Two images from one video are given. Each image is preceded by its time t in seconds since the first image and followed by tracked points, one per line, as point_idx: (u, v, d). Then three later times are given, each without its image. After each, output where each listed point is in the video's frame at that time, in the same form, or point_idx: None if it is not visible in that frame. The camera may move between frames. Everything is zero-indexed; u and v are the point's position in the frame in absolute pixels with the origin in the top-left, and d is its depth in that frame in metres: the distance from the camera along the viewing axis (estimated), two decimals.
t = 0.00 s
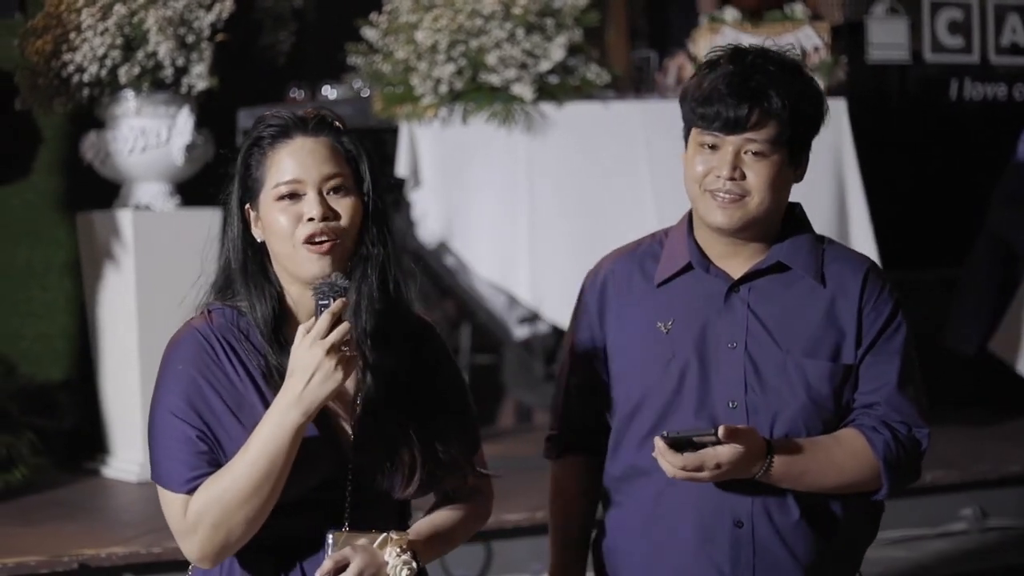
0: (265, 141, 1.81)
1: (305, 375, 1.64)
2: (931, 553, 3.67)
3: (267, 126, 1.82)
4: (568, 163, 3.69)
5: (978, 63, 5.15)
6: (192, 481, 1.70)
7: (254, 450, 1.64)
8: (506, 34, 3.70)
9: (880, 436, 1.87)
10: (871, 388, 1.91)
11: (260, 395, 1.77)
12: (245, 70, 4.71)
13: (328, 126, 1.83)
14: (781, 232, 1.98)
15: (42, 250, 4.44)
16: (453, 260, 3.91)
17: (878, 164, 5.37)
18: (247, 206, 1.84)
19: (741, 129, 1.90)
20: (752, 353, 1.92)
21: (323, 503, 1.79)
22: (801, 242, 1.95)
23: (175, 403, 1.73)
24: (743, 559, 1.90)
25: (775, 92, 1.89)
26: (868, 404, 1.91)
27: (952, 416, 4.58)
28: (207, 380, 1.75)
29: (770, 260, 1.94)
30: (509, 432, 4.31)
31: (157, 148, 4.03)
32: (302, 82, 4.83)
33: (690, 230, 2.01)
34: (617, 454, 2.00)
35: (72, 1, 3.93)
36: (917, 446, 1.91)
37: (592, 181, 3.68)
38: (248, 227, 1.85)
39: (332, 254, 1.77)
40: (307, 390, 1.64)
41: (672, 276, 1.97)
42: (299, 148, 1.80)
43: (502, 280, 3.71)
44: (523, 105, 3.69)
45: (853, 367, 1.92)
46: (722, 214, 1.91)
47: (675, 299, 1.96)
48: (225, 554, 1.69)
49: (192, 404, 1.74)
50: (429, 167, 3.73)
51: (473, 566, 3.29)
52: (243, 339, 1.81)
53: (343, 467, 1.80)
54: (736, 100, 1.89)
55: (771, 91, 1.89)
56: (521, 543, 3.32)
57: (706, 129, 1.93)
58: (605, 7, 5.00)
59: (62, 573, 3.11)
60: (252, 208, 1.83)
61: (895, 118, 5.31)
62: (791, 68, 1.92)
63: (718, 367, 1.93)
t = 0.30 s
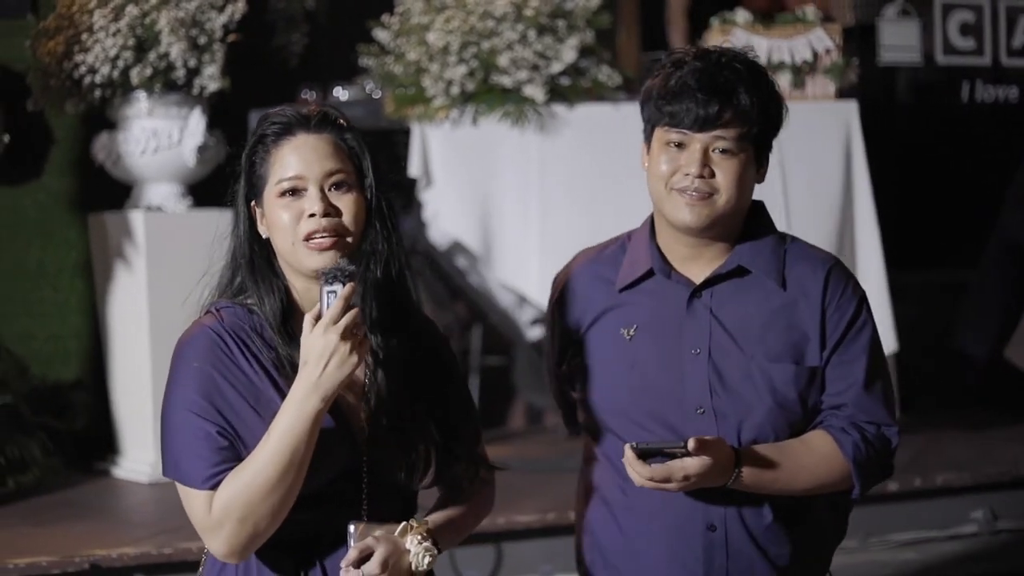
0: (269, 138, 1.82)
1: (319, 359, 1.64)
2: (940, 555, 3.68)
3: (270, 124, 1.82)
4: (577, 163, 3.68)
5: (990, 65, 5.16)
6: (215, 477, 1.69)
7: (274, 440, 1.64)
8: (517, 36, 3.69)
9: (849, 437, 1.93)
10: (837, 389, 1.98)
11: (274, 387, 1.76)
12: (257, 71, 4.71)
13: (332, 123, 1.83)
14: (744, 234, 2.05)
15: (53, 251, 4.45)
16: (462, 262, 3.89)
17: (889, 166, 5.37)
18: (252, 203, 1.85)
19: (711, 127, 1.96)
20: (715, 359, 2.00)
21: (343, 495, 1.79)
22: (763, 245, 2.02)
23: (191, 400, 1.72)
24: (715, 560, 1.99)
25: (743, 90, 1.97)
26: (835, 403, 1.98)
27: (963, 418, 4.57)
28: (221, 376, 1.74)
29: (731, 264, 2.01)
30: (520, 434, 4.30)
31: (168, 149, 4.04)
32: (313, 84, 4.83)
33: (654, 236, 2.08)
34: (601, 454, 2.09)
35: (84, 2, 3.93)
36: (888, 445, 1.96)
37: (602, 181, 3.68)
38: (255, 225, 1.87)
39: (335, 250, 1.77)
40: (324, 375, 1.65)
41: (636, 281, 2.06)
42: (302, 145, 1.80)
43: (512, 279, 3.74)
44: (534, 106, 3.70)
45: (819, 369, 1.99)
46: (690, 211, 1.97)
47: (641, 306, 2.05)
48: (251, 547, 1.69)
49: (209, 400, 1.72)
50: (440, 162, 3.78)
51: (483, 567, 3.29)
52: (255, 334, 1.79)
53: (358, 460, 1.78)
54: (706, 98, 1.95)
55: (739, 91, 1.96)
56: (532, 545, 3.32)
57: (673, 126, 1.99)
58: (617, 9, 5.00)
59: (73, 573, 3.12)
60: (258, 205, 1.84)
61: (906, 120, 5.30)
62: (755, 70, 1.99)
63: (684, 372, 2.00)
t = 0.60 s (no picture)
0: (264, 145, 1.83)
1: (324, 350, 1.64)
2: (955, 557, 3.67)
3: (267, 129, 1.83)
4: (587, 164, 3.70)
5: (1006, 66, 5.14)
6: (216, 470, 1.69)
7: (277, 432, 1.63)
8: (532, 38, 3.70)
9: (823, 436, 1.93)
10: (812, 388, 1.98)
11: (284, 387, 1.77)
12: (273, 73, 4.72)
13: (324, 126, 1.84)
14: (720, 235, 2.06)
15: (69, 252, 4.47)
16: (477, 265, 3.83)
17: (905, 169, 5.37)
18: (253, 212, 1.87)
19: (689, 131, 1.97)
20: (688, 356, 1.99)
21: (358, 488, 1.80)
22: (739, 246, 2.03)
23: (199, 397, 1.73)
24: (687, 558, 1.99)
25: (720, 95, 1.97)
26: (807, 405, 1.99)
27: (979, 420, 4.57)
28: (232, 374, 1.75)
29: (706, 262, 2.02)
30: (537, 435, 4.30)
31: (184, 151, 4.04)
32: (328, 86, 4.83)
33: (628, 237, 2.09)
34: (579, 459, 2.08)
35: (101, 4, 3.95)
36: (863, 444, 1.97)
37: (609, 181, 3.69)
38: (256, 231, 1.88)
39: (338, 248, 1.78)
40: (332, 367, 1.64)
41: (612, 281, 2.06)
42: (297, 147, 1.81)
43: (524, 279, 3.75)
44: (549, 108, 3.71)
45: (792, 367, 1.99)
46: (669, 214, 1.97)
47: (616, 305, 2.05)
48: (253, 539, 1.68)
49: (219, 397, 1.73)
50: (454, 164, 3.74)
51: (498, 569, 3.29)
52: (267, 338, 1.81)
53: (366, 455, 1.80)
54: (685, 101, 1.96)
55: (716, 93, 1.97)
56: (547, 545, 3.32)
57: (652, 129, 1.99)
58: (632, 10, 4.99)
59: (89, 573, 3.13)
60: (259, 211, 1.85)
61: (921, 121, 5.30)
62: (730, 74, 2.00)
63: (656, 370, 2.00)
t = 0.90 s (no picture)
0: (279, 146, 1.83)
1: (356, 365, 1.63)
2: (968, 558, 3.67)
3: (280, 131, 1.83)
4: (600, 165, 3.70)
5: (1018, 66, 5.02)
6: (245, 476, 1.67)
7: (307, 442, 1.63)
8: (546, 39, 3.68)
9: (824, 428, 1.88)
10: (811, 384, 1.92)
11: (305, 385, 1.76)
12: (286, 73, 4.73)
13: (337, 127, 1.84)
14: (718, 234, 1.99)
15: (82, 253, 4.47)
16: (490, 264, 3.86)
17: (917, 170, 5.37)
18: (267, 213, 1.87)
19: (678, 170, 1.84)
20: (689, 352, 1.94)
21: (378, 486, 1.79)
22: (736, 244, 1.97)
23: (222, 401, 1.71)
24: (686, 555, 1.92)
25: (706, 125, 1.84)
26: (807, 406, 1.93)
27: (992, 422, 4.56)
28: (252, 375, 1.73)
29: (706, 261, 1.96)
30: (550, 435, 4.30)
31: (197, 150, 4.04)
32: (341, 86, 4.84)
33: (623, 237, 2.02)
34: (576, 460, 2.00)
35: (114, 4, 3.95)
36: (862, 439, 1.91)
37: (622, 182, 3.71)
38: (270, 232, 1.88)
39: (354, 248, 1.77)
40: (365, 380, 1.63)
41: (610, 281, 2.00)
42: (311, 149, 1.81)
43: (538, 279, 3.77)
44: (563, 109, 3.70)
45: (792, 362, 1.93)
46: (664, 245, 1.89)
47: (613, 305, 1.99)
48: (282, 542, 1.68)
49: (241, 399, 1.71)
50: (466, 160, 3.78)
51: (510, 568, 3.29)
52: (283, 335, 1.80)
53: (381, 455, 1.78)
54: (672, 143, 1.82)
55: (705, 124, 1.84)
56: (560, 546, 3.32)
57: (638, 166, 1.86)
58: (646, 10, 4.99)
59: (103, 573, 3.14)
60: (272, 213, 1.86)
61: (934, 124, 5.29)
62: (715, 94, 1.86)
63: (657, 368, 1.94)
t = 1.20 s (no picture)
0: (292, 144, 1.78)
1: (361, 362, 1.59)
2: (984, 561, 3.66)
3: (293, 131, 1.79)
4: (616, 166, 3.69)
5: None
6: (252, 471, 1.64)
7: (311, 440, 1.59)
8: (560, 40, 3.69)
9: (841, 433, 1.87)
10: (830, 387, 1.92)
11: (318, 382, 1.71)
12: (301, 72, 4.74)
13: (349, 123, 1.78)
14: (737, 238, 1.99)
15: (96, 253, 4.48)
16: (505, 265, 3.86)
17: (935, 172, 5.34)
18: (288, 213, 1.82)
19: (689, 193, 1.84)
20: (708, 357, 1.94)
21: (388, 487, 1.74)
22: (753, 248, 1.98)
23: (233, 395, 1.67)
24: (707, 562, 1.92)
25: (716, 149, 1.83)
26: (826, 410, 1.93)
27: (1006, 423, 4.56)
28: (264, 370, 1.69)
29: (725, 266, 1.96)
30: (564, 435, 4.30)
31: (212, 151, 4.05)
32: (356, 86, 4.85)
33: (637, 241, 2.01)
34: (594, 464, 2.00)
35: (130, 4, 3.96)
36: (879, 443, 1.91)
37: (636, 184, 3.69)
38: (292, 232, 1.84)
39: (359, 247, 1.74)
40: (368, 375, 1.60)
41: (627, 288, 1.99)
42: (321, 149, 1.76)
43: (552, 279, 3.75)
44: (577, 110, 3.70)
45: (812, 366, 1.94)
46: (681, 258, 1.90)
47: (630, 311, 1.99)
48: (288, 539, 1.64)
49: (252, 395, 1.68)
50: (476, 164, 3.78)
51: (524, 569, 3.30)
52: (299, 330, 1.75)
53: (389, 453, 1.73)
54: (681, 171, 1.82)
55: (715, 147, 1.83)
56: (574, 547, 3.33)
57: (650, 187, 1.85)
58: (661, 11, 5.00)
59: (117, 572, 3.14)
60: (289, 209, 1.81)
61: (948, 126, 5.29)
62: (726, 113, 1.84)
63: (676, 373, 1.95)
